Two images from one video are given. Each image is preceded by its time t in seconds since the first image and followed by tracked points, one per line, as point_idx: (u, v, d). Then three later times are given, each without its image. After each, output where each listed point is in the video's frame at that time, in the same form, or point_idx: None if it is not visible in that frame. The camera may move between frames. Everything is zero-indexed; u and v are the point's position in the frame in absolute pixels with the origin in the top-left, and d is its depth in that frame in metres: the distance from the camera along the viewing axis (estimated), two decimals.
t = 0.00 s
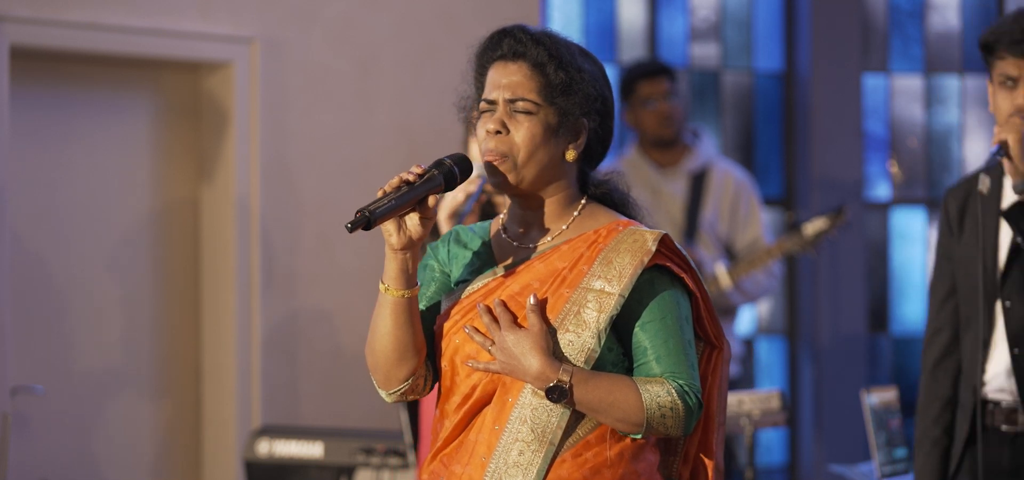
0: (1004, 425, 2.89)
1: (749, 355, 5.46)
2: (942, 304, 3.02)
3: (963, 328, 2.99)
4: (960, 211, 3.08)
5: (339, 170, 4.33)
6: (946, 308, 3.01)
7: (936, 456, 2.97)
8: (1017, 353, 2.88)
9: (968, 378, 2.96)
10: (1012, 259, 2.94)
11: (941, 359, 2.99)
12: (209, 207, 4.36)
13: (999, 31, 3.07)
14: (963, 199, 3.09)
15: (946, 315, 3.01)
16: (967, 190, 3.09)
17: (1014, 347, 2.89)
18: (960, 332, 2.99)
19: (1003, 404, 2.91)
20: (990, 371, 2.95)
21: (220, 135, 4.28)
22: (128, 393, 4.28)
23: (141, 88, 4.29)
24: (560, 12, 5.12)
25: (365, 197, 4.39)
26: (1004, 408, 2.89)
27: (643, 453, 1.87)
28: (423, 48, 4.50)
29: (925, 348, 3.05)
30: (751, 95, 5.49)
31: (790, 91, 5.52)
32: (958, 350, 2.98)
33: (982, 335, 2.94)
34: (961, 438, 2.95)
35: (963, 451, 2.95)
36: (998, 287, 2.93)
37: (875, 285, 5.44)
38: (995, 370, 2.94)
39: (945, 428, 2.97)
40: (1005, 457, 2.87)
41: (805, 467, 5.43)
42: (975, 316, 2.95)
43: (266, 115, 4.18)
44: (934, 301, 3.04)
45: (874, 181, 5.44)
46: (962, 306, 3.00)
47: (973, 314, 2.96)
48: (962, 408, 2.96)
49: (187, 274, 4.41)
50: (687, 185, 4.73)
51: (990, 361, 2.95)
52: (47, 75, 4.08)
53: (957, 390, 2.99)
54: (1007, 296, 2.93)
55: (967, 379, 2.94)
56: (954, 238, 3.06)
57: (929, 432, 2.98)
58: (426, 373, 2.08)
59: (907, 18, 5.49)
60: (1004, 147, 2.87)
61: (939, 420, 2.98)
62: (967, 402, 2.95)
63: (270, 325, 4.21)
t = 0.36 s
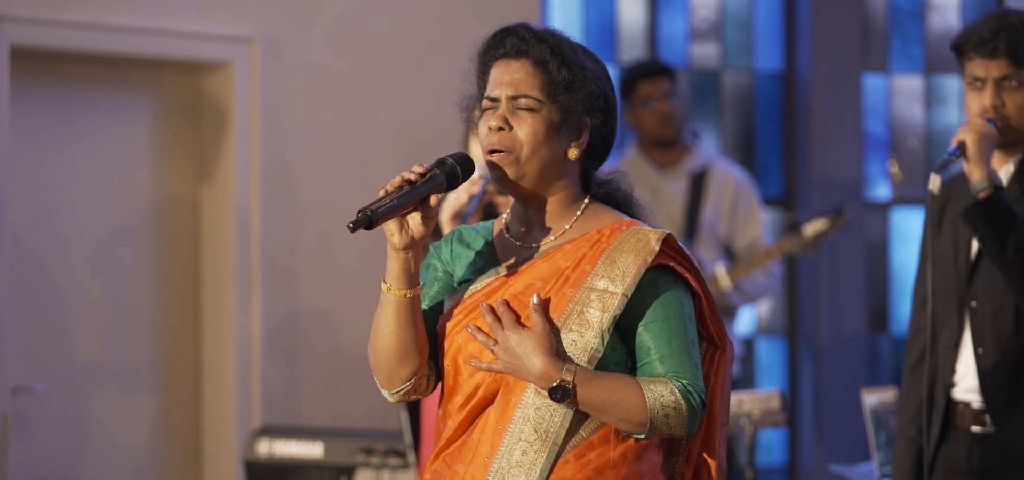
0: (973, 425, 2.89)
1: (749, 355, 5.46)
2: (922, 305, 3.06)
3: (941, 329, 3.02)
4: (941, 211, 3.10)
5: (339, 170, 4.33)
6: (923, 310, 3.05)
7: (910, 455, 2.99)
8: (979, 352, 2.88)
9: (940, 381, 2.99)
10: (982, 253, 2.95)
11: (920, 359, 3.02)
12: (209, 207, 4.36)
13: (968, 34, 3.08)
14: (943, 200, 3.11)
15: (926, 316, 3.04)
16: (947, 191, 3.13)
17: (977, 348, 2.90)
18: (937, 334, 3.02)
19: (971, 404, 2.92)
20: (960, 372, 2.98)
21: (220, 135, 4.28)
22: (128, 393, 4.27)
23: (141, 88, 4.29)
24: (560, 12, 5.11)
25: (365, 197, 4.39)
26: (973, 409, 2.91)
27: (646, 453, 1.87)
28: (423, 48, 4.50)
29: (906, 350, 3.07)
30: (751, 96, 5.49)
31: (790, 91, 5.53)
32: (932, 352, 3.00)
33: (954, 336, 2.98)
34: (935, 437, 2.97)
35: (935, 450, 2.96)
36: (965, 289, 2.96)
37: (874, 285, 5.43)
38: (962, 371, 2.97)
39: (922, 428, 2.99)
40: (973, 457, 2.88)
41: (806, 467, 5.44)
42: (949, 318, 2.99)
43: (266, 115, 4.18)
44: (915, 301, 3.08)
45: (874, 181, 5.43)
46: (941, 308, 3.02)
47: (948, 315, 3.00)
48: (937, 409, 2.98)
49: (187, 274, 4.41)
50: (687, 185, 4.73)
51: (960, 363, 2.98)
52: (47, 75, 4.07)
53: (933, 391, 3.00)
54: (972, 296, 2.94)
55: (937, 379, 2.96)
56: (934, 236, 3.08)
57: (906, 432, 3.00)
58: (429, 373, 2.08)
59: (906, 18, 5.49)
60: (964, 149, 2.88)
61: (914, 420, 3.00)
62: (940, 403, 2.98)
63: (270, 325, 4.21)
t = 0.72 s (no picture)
0: (961, 426, 2.89)
1: (749, 355, 5.46)
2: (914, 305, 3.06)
3: (931, 330, 3.00)
4: (932, 211, 3.11)
5: (339, 170, 4.33)
6: (915, 313, 3.04)
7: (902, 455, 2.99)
8: (962, 354, 2.87)
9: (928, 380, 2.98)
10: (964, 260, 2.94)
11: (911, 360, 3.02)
12: (209, 207, 4.36)
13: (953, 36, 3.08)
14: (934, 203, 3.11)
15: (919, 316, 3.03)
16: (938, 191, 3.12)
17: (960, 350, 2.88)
18: (928, 335, 3.00)
19: (959, 404, 2.91)
20: (948, 372, 2.96)
21: (220, 135, 4.28)
22: (128, 393, 4.27)
23: (141, 88, 4.28)
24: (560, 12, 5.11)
25: (365, 197, 4.39)
26: (959, 410, 2.90)
27: (652, 455, 1.87)
28: (423, 48, 4.50)
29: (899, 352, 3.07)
30: (751, 96, 5.50)
31: (790, 91, 5.53)
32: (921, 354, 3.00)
33: (942, 337, 2.96)
34: (924, 436, 2.97)
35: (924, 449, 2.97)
36: (951, 289, 2.95)
37: (874, 285, 5.44)
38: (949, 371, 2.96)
39: (914, 428, 2.98)
40: (961, 457, 2.87)
41: (805, 467, 5.44)
42: (937, 319, 2.98)
43: (266, 115, 4.18)
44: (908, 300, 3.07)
45: (874, 181, 5.44)
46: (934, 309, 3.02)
47: (936, 316, 2.99)
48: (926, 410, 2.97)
49: (187, 274, 4.40)
50: (687, 185, 4.72)
51: (948, 363, 2.97)
52: (47, 75, 4.07)
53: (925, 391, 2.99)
54: (959, 297, 2.93)
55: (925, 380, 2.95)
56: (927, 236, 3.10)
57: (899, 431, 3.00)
58: (435, 372, 2.07)
59: (906, 19, 5.50)
60: (945, 151, 2.89)
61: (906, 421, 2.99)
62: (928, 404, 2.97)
63: (270, 325, 4.21)
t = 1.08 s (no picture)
0: (964, 425, 2.90)
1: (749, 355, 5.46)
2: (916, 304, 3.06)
3: (934, 329, 3.02)
4: (934, 211, 3.11)
5: (339, 170, 4.32)
6: (917, 312, 3.05)
7: (904, 455, 3.02)
8: (967, 354, 2.87)
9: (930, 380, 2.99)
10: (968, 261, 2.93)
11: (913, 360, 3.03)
12: (209, 207, 4.35)
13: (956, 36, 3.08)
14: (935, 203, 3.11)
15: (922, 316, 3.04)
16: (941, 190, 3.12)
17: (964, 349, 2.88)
18: (930, 335, 3.02)
19: (962, 404, 2.92)
20: (951, 372, 2.97)
21: (220, 135, 4.27)
22: (128, 393, 4.26)
23: (141, 88, 4.27)
24: (560, 13, 5.11)
25: (365, 197, 4.38)
26: (963, 409, 2.91)
27: (660, 456, 1.87)
28: (423, 48, 4.49)
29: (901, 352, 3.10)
30: (751, 96, 5.50)
31: (790, 91, 5.53)
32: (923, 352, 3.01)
33: (945, 337, 2.97)
34: (927, 436, 2.98)
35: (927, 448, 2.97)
36: (955, 289, 2.95)
37: (874, 285, 5.44)
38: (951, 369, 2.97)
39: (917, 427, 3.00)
40: (965, 457, 2.88)
41: (805, 467, 5.44)
42: (941, 318, 2.99)
43: (266, 115, 4.17)
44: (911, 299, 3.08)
45: (874, 181, 5.44)
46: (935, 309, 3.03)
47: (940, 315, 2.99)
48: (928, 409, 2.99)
49: (188, 274, 4.40)
50: (687, 185, 4.72)
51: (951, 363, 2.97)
52: (47, 75, 4.06)
53: (927, 391, 3.00)
54: (962, 297, 2.93)
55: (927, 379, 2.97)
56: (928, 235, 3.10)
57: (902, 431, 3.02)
58: (443, 372, 2.07)
59: (905, 19, 5.51)
60: (950, 149, 2.87)
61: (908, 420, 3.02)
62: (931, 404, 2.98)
63: (270, 325, 4.20)
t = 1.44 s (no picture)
0: (979, 425, 2.88)
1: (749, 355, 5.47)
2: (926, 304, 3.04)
3: (946, 328, 2.99)
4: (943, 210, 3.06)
5: (339, 170, 4.32)
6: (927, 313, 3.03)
7: (915, 456, 2.98)
8: (984, 353, 2.85)
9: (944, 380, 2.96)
10: (983, 257, 2.92)
11: (924, 359, 3.02)
12: (209, 207, 4.34)
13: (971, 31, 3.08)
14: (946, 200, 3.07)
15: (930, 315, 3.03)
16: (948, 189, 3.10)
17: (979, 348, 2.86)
18: (942, 334, 2.99)
19: (977, 404, 2.90)
20: (965, 371, 2.94)
21: (220, 134, 4.26)
22: (128, 393, 4.25)
23: (141, 88, 4.27)
24: (560, 13, 5.11)
25: (365, 197, 4.38)
26: (978, 409, 2.89)
27: (666, 457, 1.87)
28: (424, 48, 4.49)
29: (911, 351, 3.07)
30: (751, 96, 5.50)
31: (790, 91, 5.53)
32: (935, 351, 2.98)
33: (958, 335, 2.95)
34: (940, 437, 2.95)
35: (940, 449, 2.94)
36: (970, 289, 2.93)
37: (874, 285, 5.45)
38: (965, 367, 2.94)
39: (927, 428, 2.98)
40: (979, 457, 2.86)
41: (805, 467, 5.45)
42: (954, 318, 2.96)
43: (266, 115, 4.17)
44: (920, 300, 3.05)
45: (873, 181, 5.45)
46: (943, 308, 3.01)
47: (954, 315, 2.96)
48: (939, 409, 2.96)
49: (188, 274, 4.39)
50: (687, 184, 4.67)
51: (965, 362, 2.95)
52: (47, 75, 4.05)
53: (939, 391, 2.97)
54: (977, 297, 2.91)
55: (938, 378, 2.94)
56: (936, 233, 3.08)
57: (912, 432, 3.00)
58: (449, 372, 2.07)
59: (906, 18, 5.51)
60: (967, 150, 2.84)
61: (919, 420, 2.99)
62: (942, 403, 2.96)
63: (270, 325, 4.20)
